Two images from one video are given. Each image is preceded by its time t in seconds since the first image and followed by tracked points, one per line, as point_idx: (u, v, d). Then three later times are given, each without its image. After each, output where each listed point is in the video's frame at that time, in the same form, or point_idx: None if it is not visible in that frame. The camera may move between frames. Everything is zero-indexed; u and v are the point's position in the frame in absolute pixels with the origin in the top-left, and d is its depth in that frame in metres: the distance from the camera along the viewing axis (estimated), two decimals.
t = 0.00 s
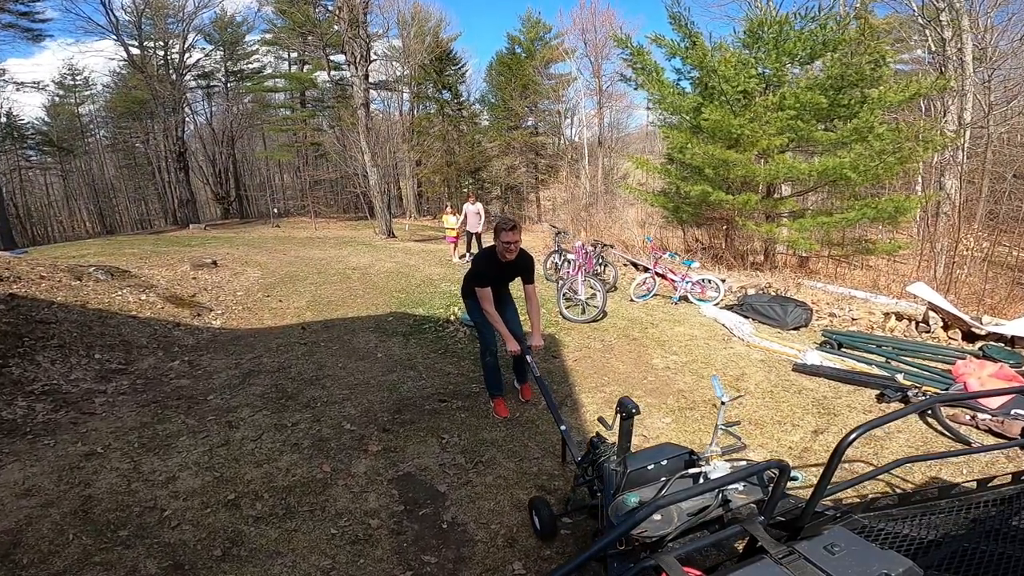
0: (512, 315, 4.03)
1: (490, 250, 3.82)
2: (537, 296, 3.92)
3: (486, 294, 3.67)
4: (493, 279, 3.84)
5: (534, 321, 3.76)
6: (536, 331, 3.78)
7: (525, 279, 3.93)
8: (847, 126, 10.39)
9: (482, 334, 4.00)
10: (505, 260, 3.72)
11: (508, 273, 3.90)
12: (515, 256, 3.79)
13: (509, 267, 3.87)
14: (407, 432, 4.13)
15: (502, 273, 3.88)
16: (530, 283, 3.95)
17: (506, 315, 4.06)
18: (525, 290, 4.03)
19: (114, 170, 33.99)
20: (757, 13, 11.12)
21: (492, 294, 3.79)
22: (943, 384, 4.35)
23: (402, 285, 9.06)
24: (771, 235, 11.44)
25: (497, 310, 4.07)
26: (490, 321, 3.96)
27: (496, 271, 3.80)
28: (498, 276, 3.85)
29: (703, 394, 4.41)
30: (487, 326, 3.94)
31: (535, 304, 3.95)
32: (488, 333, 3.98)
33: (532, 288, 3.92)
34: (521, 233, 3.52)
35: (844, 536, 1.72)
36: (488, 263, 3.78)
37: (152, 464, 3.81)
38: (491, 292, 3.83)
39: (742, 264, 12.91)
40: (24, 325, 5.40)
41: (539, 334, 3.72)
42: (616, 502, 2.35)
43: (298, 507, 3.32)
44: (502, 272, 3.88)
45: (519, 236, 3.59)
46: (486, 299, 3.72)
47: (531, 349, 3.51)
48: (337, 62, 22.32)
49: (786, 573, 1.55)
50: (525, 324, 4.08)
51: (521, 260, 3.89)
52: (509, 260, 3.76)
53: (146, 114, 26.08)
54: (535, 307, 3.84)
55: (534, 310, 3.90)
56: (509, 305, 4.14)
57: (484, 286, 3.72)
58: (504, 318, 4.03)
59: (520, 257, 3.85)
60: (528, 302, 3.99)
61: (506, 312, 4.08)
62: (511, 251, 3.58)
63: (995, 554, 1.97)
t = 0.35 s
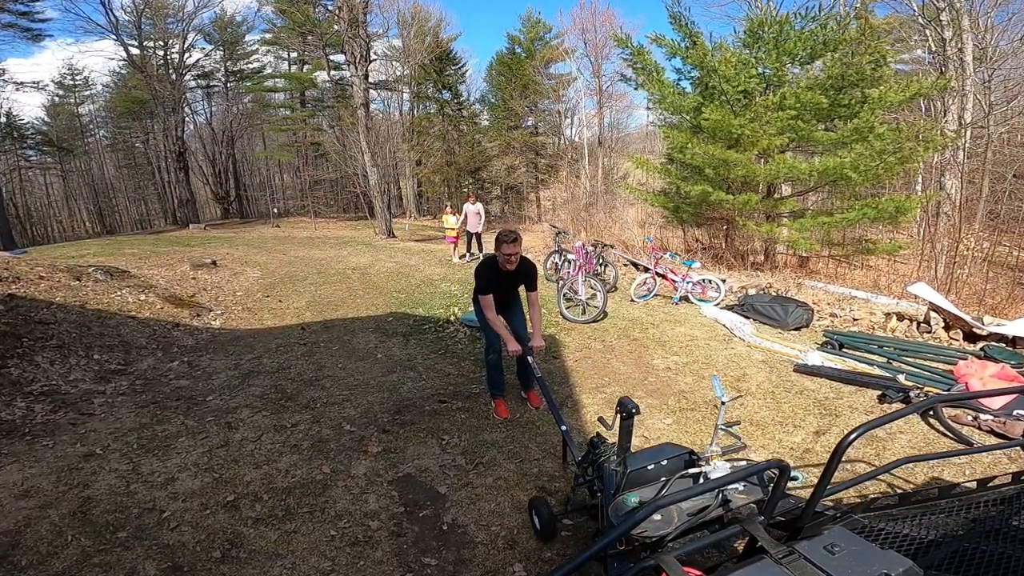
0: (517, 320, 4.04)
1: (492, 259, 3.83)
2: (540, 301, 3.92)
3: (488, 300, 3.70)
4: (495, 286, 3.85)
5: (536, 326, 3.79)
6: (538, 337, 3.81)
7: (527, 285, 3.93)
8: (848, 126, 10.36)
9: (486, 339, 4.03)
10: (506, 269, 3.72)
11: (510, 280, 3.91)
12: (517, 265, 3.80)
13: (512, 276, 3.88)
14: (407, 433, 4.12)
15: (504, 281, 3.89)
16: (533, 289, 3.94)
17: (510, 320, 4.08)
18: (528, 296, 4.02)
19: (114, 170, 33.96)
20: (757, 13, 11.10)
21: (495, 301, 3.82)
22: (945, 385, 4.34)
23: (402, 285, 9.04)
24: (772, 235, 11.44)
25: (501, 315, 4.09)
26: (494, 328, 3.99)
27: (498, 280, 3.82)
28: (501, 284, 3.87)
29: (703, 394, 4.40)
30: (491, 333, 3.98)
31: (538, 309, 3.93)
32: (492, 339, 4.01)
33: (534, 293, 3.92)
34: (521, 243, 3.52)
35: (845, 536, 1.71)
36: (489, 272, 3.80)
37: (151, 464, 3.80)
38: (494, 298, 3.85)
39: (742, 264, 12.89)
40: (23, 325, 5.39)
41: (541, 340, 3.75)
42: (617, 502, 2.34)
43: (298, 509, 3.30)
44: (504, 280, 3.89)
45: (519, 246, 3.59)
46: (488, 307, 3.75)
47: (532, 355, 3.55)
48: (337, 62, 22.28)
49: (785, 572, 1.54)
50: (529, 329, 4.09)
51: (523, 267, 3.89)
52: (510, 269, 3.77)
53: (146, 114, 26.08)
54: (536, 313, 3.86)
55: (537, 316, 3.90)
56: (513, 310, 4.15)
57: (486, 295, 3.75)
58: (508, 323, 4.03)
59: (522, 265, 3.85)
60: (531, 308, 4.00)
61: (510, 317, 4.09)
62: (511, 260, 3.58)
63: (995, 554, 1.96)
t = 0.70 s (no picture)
0: (518, 321, 4.03)
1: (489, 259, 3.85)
2: (540, 300, 3.91)
3: (488, 301, 3.72)
4: (495, 287, 3.86)
5: (537, 324, 3.77)
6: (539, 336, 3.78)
7: (527, 285, 3.93)
8: (849, 126, 10.34)
9: (488, 341, 4.01)
10: (504, 269, 3.74)
11: (509, 281, 3.91)
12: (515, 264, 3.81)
13: (510, 275, 3.88)
14: (407, 434, 4.10)
15: (503, 282, 3.90)
16: (533, 289, 3.92)
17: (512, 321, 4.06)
18: (529, 296, 4.01)
19: (115, 170, 33.96)
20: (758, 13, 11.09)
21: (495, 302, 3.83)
22: (947, 386, 4.34)
23: (402, 285, 9.02)
24: (773, 235, 11.42)
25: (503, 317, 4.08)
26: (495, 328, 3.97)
27: (497, 280, 3.83)
28: (500, 285, 3.88)
29: (704, 395, 4.39)
30: (492, 334, 3.96)
31: (539, 309, 3.90)
32: (493, 340, 3.99)
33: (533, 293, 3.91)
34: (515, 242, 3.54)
35: (844, 536, 1.69)
36: (487, 272, 3.82)
37: (150, 467, 3.78)
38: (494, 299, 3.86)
39: (743, 264, 12.87)
40: (22, 326, 5.37)
41: (542, 338, 3.73)
42: (617, 502, 2.33)
43: (298, 511, 3.28)
44: (502, 280, 3.90)
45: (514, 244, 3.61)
46: (487, 307, 3.75)
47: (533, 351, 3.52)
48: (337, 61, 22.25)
49: (786, 573, 1.52)
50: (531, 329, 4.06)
51: (521, 267, 3.89)
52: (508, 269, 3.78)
53: (146, 114, 26.05)
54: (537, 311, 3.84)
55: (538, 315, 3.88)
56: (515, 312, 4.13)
57: (485, 295, 3.75)
58: (510, 323, 4.02)
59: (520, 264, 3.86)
60: (532, 307, 3.98)
61: (511, 318, 4.08)
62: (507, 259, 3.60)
63: (995, 554, 1.95)
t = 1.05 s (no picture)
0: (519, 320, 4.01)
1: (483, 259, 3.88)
2: (540, 295, 3.89)
3: (484, 298, 3.72)
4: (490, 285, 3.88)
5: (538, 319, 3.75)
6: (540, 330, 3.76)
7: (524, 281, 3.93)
8: (850, 127, 10.32)
9: (491, 340, 3.99)
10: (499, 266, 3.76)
11: (506, 278, 3.91)
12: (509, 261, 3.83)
13: (507, 273, 3.89)
14: (407, 436, 4.07)
15: (501, 280, 3.90)
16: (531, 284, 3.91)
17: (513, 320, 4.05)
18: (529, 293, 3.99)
19: (114, 170, 33.91)
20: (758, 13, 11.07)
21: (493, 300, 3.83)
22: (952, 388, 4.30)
23: (402, 286, 9.00)
24: (773, 235, 11.38)
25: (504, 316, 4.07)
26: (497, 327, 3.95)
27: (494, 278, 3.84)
28: (497, 283, 3.89)
29: (706, 397, 4.36)
30: (495, 333, 3.94)
31: (540, 304, 3.88)
32: (496, 339, 3.96)
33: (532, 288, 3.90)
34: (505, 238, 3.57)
35: (844, 536, 1.67)
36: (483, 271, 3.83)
37: (148, 469, 3.75)
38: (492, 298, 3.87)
39: (744, 265, 12.83)
40: (20, 327, 5.34)
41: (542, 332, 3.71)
42: (616, 502, 2.32)
43: (297, 514, 3.26)
44: (499, 278, 3.91)
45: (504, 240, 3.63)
46: (486, 305, 3.75)
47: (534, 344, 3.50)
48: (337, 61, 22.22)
49: (785, 573, 1.49)
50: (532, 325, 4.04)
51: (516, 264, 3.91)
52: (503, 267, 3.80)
53: (146, 114, 26.01)
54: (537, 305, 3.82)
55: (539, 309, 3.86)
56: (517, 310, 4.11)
57: (483, 293, 3.76)
58: (510, 323, 4.01)
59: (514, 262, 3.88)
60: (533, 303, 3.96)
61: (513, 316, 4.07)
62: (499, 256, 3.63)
63: (996, 554, 1.92)
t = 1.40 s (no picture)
0: (522, 318, 3.97)
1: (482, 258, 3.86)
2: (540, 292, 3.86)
3: (484, 297, 3.70)
4: (489, 284, 3.85)
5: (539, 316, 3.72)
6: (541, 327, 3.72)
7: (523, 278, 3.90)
8: (851, 127, 10.28)
9: (494, 339, 3.96)
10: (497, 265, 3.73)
11: (506, 277, 3.88)
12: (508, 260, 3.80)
13: (506, 271, 3.86)
14: (408, 438, 4.05)
15: (501, 278, 3.88)
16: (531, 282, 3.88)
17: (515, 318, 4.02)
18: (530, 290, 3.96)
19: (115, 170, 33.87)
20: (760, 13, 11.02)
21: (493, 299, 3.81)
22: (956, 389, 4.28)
23: (402, 286, 8.97)
24: (774, 235, 11.33)
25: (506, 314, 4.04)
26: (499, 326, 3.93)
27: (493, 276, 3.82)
28: (497, 281, 3.86)
29: (709, 399, 4.33)
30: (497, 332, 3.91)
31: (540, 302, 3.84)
32: (499, 338, 3.93)
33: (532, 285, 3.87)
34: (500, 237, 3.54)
35: (844, 535, 1.64)
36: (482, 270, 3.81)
37: (147, 471, 3.72)
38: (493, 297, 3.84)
39: (745, 265, 12.79)
40: (19, 328, 5.32)
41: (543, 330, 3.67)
42: (617, 502, 2.28)
43: (297, 517, 3.23)
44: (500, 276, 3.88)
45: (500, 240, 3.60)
46: (487, 303, 3.73)
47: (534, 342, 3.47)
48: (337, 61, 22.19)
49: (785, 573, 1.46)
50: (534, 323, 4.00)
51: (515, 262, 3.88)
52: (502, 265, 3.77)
53: (146, 114, 25.95)
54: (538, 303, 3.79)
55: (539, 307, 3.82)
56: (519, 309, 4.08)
57: (483, 292, 3.74)
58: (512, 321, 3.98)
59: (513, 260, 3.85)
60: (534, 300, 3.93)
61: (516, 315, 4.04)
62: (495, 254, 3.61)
63: (995, 554, 1.89)
